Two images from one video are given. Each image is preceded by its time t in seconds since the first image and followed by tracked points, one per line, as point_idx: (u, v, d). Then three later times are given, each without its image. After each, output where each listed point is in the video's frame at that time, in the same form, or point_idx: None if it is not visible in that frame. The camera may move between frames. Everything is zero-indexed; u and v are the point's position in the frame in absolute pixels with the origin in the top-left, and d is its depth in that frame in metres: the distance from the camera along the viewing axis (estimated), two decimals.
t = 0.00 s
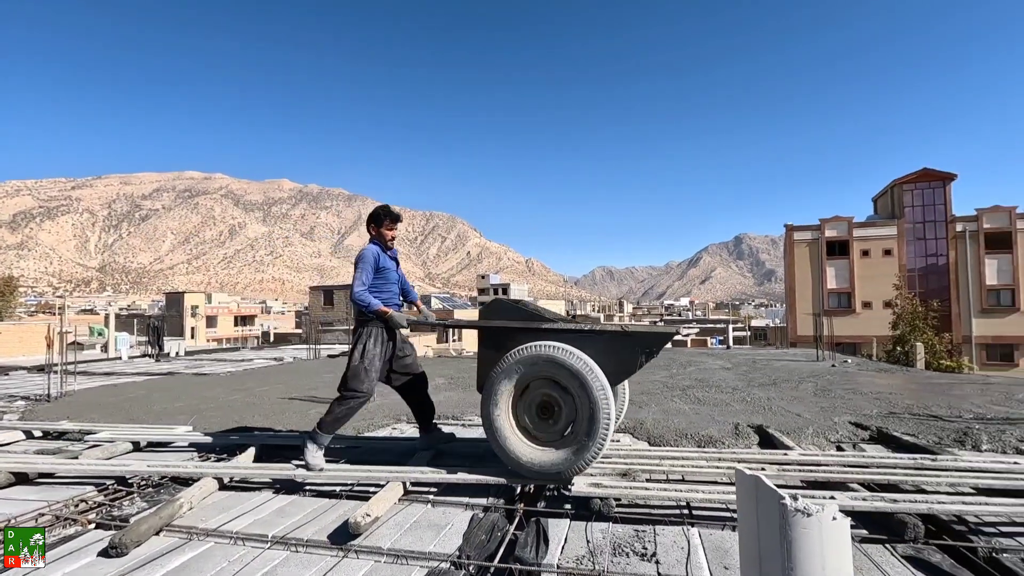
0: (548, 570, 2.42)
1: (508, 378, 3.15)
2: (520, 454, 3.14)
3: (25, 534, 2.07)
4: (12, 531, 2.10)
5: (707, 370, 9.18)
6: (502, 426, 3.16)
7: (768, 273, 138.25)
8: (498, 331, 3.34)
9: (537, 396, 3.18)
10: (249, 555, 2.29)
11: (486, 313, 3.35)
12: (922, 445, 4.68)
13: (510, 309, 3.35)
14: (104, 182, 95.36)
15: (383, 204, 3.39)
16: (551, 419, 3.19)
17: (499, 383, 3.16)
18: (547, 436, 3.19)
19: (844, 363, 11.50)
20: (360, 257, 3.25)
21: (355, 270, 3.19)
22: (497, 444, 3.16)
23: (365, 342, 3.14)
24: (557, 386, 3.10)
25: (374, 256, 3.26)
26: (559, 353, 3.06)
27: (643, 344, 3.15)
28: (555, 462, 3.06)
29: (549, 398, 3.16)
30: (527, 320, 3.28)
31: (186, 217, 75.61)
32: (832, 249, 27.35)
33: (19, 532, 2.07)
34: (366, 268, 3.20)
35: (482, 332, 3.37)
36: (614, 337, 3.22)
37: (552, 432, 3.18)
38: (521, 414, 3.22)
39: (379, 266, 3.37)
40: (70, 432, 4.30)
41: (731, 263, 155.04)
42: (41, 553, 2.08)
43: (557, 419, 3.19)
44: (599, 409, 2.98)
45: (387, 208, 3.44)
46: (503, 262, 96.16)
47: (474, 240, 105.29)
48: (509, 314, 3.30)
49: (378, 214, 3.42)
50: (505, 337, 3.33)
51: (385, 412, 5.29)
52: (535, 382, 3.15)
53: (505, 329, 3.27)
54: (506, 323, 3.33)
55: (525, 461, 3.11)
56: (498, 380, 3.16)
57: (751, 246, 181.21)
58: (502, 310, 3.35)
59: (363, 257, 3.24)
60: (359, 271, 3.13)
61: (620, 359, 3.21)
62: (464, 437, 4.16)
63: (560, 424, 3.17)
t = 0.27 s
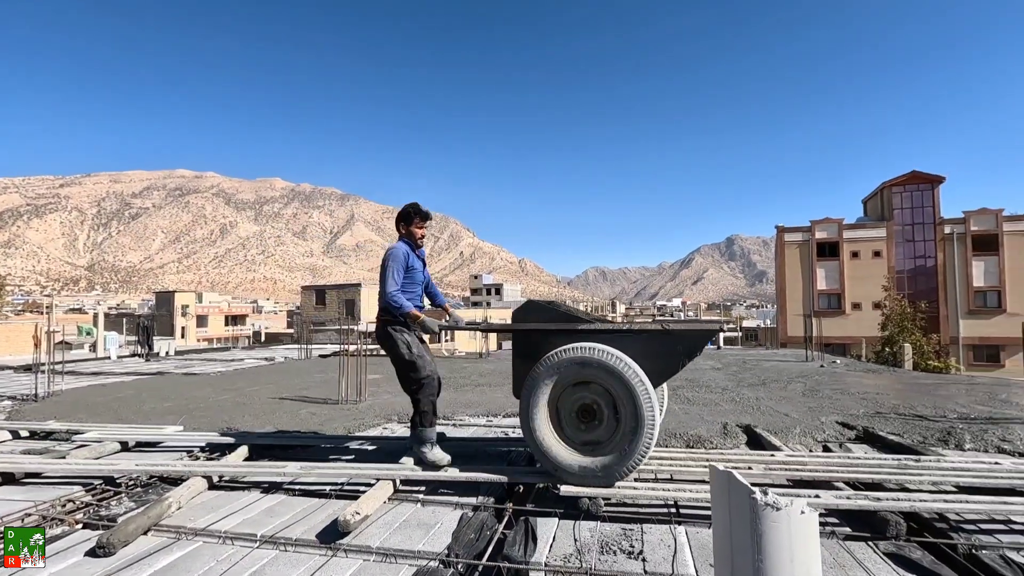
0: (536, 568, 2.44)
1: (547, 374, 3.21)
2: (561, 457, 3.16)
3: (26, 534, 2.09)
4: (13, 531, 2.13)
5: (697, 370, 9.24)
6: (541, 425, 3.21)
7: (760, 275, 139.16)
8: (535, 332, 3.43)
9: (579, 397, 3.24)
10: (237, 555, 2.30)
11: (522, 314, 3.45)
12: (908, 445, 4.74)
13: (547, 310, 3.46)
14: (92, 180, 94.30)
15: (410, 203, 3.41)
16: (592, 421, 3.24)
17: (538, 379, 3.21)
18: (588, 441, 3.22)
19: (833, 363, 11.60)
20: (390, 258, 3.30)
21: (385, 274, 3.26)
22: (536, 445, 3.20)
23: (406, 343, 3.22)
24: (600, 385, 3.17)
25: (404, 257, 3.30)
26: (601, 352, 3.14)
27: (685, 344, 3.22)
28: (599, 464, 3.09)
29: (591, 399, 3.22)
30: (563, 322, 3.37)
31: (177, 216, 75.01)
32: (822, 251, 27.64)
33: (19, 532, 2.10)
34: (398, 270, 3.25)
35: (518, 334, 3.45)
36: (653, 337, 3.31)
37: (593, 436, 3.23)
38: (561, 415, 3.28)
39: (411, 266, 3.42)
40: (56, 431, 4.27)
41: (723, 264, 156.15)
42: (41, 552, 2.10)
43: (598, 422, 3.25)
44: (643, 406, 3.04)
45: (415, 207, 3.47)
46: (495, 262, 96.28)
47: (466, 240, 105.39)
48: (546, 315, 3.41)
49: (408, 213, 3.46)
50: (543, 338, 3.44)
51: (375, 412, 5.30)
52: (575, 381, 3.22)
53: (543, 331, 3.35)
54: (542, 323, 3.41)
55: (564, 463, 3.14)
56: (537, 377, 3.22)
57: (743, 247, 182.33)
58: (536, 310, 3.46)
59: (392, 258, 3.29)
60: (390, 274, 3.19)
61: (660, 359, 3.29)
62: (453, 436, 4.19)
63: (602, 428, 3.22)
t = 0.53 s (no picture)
0: (518, 565, 2.47)
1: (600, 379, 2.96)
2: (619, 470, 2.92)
3: (27, 533, 2.11)
4: (13, 532, 2.15)
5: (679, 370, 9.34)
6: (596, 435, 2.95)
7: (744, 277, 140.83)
8: (579, 335, 3.16)
9: (634, 402, 3.02)
10: (217, 554, 2.29)
11: (566, 315, 3.20)
12: (884, 445, 4.83)
13: (589, 311, 3.16)
14: (71, 176, 92.34)
15: (443, 198, 3.31)
16: (649, 428, 3.03)
17: (591, 384, 2.95)
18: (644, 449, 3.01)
19: (814, 364, 11.78)
20: (424, 255, 3.17)
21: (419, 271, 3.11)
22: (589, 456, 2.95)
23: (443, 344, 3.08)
24: (660, 390, 2.94)
25: (440, 253, 3.18)
26: (660, 354, 2.91)
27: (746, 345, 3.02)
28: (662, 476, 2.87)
29: (649, 404, 3.01)
30: (611, 323, 3.11)
31: (159, 213, 73.82)
32: (805, 253, 28.08)
33: (19, 533, 2.11)
34: (432, 268, 3.12)
35: (561, 339, 3.17)
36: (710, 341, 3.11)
37: (650, 444, 3.01)
38: (614, 422, 3.04)
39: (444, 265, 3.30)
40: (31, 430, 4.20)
41: (708, 266, 157.90)
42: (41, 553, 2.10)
43: (654, 428, 3.04)
44: (710, 412, 2.83)
45: (446, 203, 3.36)
46: (482, 263, 96.36)
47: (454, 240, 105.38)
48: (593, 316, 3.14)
49: (440, 209, 3.36)
50: (590, 343, 3.17)
51: (359, 412, 5.28)
52: (632, 386, 2.98)
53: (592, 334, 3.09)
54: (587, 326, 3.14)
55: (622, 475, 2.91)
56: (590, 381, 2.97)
57: (728, 249, 184.46)
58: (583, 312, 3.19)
59: (427, 255, 3.15)
60: (425, 271, 3.06)
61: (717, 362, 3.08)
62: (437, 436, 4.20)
63: (650, 439, 3.03)
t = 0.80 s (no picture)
0: (489, 562, 2.50)
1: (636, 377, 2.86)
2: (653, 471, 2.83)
3: (28, 533, 2.06)
4: (13, 531, 2.11)
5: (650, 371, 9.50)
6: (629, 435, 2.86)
7: (715, 279, 143.65)
8: (607, 336, 3.06)
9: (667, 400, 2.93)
10: (181, 556, 2.26)
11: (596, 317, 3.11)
12: (844, 442, 5.01)
13: (617, 312, 3.18)
14: (28, 169, 88.52)
15: (470, 190, 3.31)
16: (682, 429, 2.95)
17: (625, 384, 2.84)
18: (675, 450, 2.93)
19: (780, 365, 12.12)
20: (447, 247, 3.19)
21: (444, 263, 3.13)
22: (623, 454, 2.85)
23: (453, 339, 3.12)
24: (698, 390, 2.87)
25: (464, 246, 3.20)
26: (699, 353, 2.84)
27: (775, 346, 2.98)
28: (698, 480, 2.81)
29: (683, 403, 2.93)
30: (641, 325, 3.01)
31: (123, 208, 71.43)
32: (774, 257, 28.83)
33: (19, 532, 2.06)
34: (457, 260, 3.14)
35: (590, 338, 3.07)
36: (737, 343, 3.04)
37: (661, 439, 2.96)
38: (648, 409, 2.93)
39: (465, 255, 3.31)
40: None
41: (681, 268, 160.77)
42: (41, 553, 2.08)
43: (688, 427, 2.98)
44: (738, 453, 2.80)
45: (476, 193, 3.36)
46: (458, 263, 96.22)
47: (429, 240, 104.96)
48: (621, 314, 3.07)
49: (465, 198, 3.35)
50: (617, 344, 3.06)
51: (331, 413, 5.22)
52: (666, 386, 2.89)
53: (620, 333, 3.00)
54: (617, 326, 3.05)
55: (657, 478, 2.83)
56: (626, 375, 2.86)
57: (700, 251, 187.92)
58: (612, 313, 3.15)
59: (452, 245, 3.17)
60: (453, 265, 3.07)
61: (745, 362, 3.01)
62: (410, 435, 4.21)
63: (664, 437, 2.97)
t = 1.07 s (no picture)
0: (460, 565, 2.50)
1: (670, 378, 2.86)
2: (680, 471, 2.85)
3: (27, 533, 2.08)
4: (10, 532, 2.10)
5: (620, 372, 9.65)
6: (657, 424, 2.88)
7: (685, 281, 146.35)
8: (633, 338, 3.01)
9: (697, 401, 2.95)
10: (142, 565, 2.19)
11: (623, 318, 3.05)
12: (807, 441, 5.17)
13: (641, 315, 3.14)
14: None
15: (499, 192, 3.26)
16: (708, 430, 2.98)
17: (656, 386, 2.83)
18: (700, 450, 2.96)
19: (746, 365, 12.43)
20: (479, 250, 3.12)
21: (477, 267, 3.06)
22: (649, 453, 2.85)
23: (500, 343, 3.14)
24: (729, 393, 2.89)
25: (496, 249, 3.16)
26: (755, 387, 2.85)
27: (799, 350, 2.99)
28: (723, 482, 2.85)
29: (713, 405, 2.95)
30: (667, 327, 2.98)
31: (81, 204, 68.60)
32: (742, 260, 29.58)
33: (19, 532, 2.07)
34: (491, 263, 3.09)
35: (615, 341, 3.01)
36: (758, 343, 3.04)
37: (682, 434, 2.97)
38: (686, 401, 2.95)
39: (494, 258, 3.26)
40: None
41: (652, 270, 163.44)
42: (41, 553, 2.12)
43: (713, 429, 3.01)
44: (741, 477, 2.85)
45: (504, 196, 3.32)
46: (431, 263, 95.66)
47: (402, 240, 104.04)
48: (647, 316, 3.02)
49: (492, 201, 3.30)
50: (643, 345, 3.02)
51: (300, 415, 5.13)
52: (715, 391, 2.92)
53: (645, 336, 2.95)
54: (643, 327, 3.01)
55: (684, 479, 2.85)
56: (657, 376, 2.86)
57: (671, 254, 191.14)
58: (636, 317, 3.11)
59: (488, 248, 3.14)
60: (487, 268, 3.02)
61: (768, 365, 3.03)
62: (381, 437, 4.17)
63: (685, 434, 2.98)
